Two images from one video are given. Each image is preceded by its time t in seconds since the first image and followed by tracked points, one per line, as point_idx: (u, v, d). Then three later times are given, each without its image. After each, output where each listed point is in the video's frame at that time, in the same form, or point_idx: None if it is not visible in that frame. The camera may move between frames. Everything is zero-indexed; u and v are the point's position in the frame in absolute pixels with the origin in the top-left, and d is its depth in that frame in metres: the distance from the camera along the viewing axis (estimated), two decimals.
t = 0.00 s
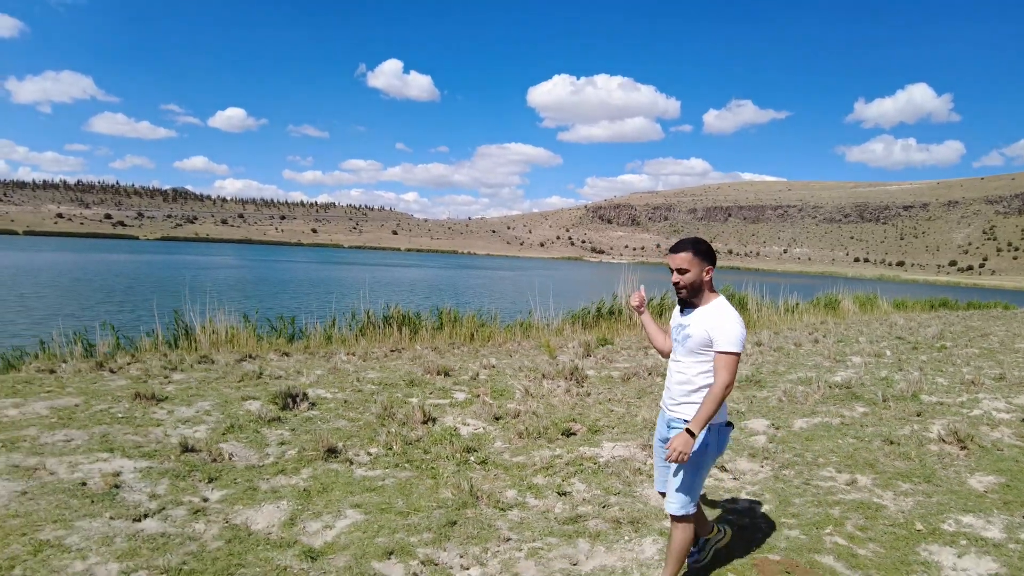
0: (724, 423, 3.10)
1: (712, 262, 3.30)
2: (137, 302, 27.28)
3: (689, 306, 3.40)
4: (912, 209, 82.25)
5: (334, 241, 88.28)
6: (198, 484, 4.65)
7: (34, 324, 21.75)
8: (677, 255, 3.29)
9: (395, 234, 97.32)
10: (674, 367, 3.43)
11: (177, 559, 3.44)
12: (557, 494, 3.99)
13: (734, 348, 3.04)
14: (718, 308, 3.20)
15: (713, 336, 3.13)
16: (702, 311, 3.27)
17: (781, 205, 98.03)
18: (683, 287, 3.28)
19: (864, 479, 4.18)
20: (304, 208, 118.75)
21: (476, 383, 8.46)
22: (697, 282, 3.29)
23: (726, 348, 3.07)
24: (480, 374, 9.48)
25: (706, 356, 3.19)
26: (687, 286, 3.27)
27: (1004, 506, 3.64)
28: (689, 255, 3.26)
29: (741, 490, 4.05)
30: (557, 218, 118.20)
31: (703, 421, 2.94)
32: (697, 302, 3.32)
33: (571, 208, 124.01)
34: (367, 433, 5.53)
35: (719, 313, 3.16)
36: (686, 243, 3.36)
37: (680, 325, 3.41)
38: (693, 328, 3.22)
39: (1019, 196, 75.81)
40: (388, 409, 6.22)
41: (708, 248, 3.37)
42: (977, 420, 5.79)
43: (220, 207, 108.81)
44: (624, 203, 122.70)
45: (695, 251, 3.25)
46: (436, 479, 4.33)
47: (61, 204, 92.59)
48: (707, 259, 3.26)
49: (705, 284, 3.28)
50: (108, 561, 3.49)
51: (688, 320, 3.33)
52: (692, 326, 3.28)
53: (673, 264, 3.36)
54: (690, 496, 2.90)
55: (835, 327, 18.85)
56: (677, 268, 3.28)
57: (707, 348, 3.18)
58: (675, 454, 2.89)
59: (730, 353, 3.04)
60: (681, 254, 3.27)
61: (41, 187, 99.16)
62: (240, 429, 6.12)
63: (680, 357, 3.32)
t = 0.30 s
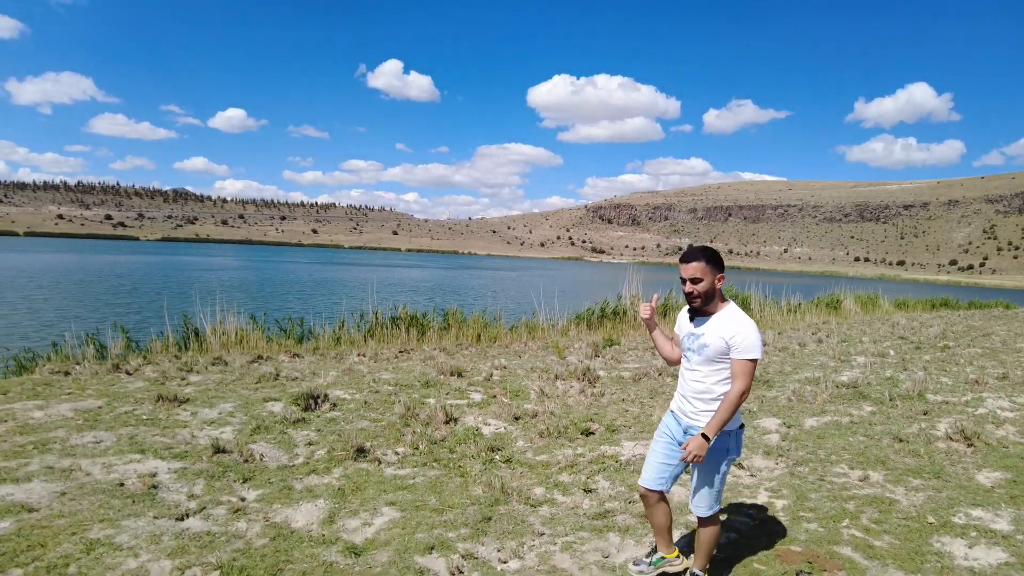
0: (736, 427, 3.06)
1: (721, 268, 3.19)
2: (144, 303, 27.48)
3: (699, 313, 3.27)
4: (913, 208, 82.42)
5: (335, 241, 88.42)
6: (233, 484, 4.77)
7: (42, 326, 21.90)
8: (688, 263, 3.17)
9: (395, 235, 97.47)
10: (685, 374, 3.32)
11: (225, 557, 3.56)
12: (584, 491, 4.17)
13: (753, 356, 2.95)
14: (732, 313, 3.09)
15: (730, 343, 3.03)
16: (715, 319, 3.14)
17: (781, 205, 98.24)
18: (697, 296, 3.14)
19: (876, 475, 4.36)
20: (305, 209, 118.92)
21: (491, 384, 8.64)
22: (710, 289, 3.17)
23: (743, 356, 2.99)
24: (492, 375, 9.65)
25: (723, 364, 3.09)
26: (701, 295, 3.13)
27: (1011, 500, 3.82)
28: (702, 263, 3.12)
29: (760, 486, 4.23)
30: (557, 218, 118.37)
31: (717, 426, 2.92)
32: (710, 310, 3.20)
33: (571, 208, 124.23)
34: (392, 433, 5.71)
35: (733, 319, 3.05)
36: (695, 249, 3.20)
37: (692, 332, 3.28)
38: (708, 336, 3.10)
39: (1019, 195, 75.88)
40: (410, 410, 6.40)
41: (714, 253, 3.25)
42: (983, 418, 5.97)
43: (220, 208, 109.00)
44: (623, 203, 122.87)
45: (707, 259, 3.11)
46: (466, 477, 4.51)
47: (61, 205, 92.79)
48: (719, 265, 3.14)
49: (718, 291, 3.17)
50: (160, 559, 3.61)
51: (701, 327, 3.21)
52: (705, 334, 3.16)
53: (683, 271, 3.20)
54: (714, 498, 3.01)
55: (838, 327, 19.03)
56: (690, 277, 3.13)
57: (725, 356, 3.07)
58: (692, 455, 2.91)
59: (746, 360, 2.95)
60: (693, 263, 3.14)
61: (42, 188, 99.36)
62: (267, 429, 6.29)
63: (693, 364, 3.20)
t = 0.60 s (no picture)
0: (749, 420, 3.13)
1: (727, 265, 3.25)
2: (151, 302, 27.60)
3: (706, 309, 3.31)
4: (913, 208, 82.63)
5: (336, 241, 88.53)
6: (270, 475, 4.82)
7: (50, 326, 21.97)
8: (699, 260, 3.16)
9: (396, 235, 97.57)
10: (693, 371, 3.33)
11: (274, 543, 3.58)
12: (613, 479, 4.35)
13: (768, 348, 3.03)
14: (740, 307, 3.16)
15: (744, 337, 3.08)
16: (725, 315, 3.19)
17: (781, 205, 98.42)
18: (709, 292, 3.16)
19: (891, 463, 4.55)
20: (305, 209, 119.11)
21: (507, 379, 8.81)
22: (719, 285, 3.21)
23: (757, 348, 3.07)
24: (507, 371, 9.80)
25: (736, 359, 3.13)
26: (712, 291, 3.16)
27: None
28: (713, 260, 3.15)
29: (782, 474, 4.41)
30: (557, 218, 118.53)
31: (745, 419, 3.00)
32: (719, 306, 3.24)
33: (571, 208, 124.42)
34: (418, 426, 5.88)
35: (746, 314, 3.10)
36: (704, 247, 3.21)
37: (700, 329, 3.31)
38: (722, 332, 3.13)
39: (1019, 194, 76.00)
40: (434, 405, 6.56)
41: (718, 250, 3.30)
42: (991, 411, 6.16)
43: (221, 208, 109.11)
44: (623, 203, 123.03)
45: (718, 256, 3.14)
46: (496, 467, 4.68)
47: (62, 205, 92.92)
48: (727, 262, 3.18)
49: (726, 287, 3.22)
50: (212, 544, 3.65)
51: (712, 323, 3.23)
52: (716, 330, 3.20)
53: (692, 269, 3.22)
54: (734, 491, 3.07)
55: (842, 325, 19.20)
56: (702, 274, 3.14)
57: (739, 350, 3.11)
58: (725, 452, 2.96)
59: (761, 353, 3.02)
60: (704, 260, 3.15)
61: (43, 188, 99.41)
62: (294, 421, 6.45)
63: (707, 361, 3.21)
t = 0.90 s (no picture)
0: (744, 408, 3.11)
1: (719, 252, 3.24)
2: (157, 302, 27.71)
3: (699, 297, 3.25)
4: (913, 202, 82.77)
5: (337, 240, 88.65)
6: (307, 469, 4.91)
7: (58, 326, 22.03)
8: (698, 245, 3.16)
9: (396, 233, 97.71)
10: (686, 361, 3.25)
11: (323, 533, 3.67)
12: (641, 470, 4.51)
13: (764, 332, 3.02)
14: (733, 294, 3.16)
15: (740, 322, 3.06)
16: (719, 302, 3.16)
17: (781, 200, 98.55)
18: (706, 277, 3.10)
19: (909, 452, 4.71)
20: (305, 208, 119.20)
21: (523, 375, 8.97)
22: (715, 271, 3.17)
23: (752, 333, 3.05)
24: (521, 367, 9.93)
25: (734, 345, 3.08)
26: (710, 277, 3.11)
27: None
28: (712, 245, 3.16)
29: (805, 464, 4.56)
30: (557, 214, 118.57)
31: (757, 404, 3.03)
32: (712, 293, 3.19)
33: (571, 205, 124.49)
34: (445, 420, 6.04)
35: (742, 299, 3.08)
36: (697, 234, 3.17)
37: (694, 318, 3.24)
38: (718, 318, 3.09)
39: (1019, 188, 76.10)
40: (458, 400, 6.73)
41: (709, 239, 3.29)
42: (1001, 401, 6.34)
43: (221, 207, 109.15)
44: (623, 200, 123.09)
45: (716, 243, 3.15)
46: (526, 458, 4.87)
47: (62, 206, 93.07)
48: (721, 248, 3.17)
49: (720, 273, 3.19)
50: (262, 536, 3.69)
51: (706, 310, 3.18)
52: (711, 317, 3.15)
53: (689, 255, 3.18)
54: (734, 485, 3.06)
55: (845, 320, 19.40)
56: (702, 259, 3.10)
57: (735, 337, 3.08)
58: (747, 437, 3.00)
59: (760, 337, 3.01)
60: (704, 244, 3.13)
61: (42, 189, 99.33)
62: (322, 416, 6.61)
63: (703, 350, 3.15)
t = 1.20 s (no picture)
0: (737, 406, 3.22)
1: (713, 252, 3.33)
2: (161, 302, 27.82)
3: (692, 298, 3.35)
4: (913, 198, 82.92)
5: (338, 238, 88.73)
6: (333, 464, 5.09)
7: (65, 327, 22.17)
8: (695, 246, 3.22)
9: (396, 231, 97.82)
10: (681, 362, 3.36)
11: (358, 524, 3.84)
12: (656, 463, 4.71)
13: (758, 332, 3.19)
14: (727, 294, 3.28)
15: (735, 323, 3.19)
16: (713, 303, 3.27)
17: (781, 197, 98.74)
18: (703, 278, 3.20)
19: (914, 444, 4.90)
20: (305, 206, 119.23)
21: (534, 372, 9.16)
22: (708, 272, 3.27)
23: (745, 332, 3.19)
24: (530, 365, 10.11)
25: (729, 345, 3.22)
26: (707, 278, 3.21)
27: None
28: (706, 247, 3.23)
29: (814, 456, 4.75)
30: (557, 212, 118.60)
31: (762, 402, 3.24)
32: (706, 294, 3.30)
33: (571, 202, 124.58)
34: (463, 417, 6.23)
35: (734, 300, 3.21)
36: (695, 237, 3.26)
37: (689, 319, 3.33)
38: (713, 319, 3.21)
39: (1019, 184, 76.23)
40: (474, 397, 6.91)
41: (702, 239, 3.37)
42: (1002, 396, 6.55)
43: (220, 206, 109.14)
44: (622, 198, 123.16)
45: (710, 244, 3.23)
46: (545, 452, 5.07)
47: (62, 206, 93.06)
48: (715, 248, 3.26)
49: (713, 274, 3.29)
50: (299, 527, 3.85)
51: (702, 311, 3.28)
52: (706, 317, 3.25)
53: (684, 256, 3.25)
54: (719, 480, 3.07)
55: (846, 316, 19.60)
56: (700, 260, 3.18)
57: (730, 336, 3.21)
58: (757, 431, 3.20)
59: (754, 336, 3.17)
60: (700, 246, 3.22)
61: (42, 189, 99.26)
62: (342, 413, 6.80)
63: (698, 351, 3.26)
